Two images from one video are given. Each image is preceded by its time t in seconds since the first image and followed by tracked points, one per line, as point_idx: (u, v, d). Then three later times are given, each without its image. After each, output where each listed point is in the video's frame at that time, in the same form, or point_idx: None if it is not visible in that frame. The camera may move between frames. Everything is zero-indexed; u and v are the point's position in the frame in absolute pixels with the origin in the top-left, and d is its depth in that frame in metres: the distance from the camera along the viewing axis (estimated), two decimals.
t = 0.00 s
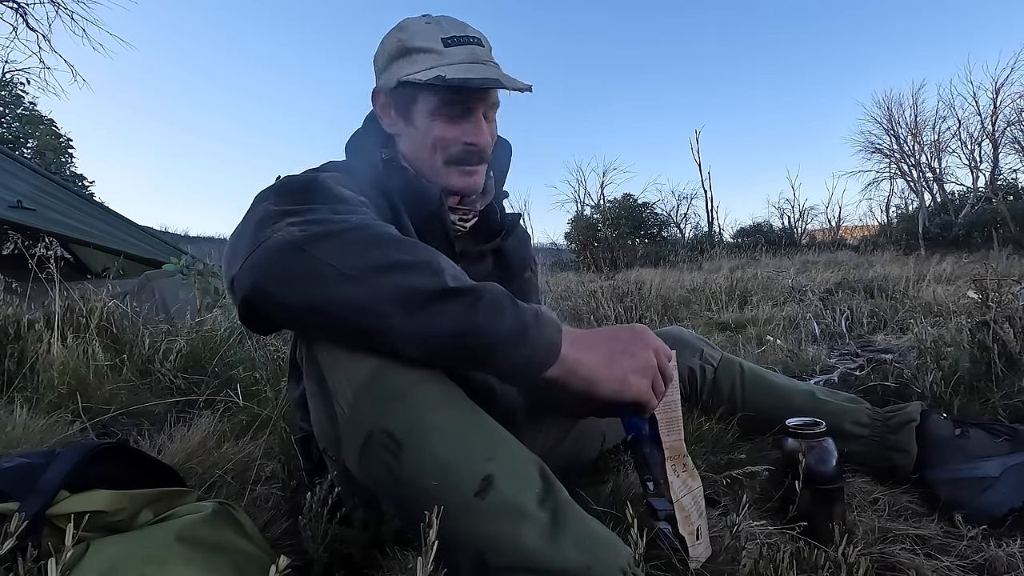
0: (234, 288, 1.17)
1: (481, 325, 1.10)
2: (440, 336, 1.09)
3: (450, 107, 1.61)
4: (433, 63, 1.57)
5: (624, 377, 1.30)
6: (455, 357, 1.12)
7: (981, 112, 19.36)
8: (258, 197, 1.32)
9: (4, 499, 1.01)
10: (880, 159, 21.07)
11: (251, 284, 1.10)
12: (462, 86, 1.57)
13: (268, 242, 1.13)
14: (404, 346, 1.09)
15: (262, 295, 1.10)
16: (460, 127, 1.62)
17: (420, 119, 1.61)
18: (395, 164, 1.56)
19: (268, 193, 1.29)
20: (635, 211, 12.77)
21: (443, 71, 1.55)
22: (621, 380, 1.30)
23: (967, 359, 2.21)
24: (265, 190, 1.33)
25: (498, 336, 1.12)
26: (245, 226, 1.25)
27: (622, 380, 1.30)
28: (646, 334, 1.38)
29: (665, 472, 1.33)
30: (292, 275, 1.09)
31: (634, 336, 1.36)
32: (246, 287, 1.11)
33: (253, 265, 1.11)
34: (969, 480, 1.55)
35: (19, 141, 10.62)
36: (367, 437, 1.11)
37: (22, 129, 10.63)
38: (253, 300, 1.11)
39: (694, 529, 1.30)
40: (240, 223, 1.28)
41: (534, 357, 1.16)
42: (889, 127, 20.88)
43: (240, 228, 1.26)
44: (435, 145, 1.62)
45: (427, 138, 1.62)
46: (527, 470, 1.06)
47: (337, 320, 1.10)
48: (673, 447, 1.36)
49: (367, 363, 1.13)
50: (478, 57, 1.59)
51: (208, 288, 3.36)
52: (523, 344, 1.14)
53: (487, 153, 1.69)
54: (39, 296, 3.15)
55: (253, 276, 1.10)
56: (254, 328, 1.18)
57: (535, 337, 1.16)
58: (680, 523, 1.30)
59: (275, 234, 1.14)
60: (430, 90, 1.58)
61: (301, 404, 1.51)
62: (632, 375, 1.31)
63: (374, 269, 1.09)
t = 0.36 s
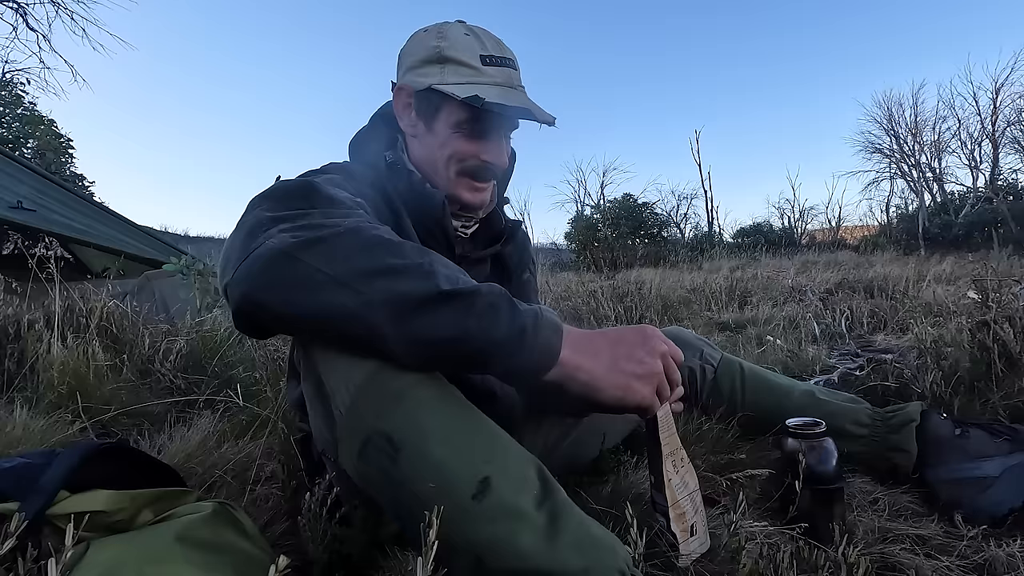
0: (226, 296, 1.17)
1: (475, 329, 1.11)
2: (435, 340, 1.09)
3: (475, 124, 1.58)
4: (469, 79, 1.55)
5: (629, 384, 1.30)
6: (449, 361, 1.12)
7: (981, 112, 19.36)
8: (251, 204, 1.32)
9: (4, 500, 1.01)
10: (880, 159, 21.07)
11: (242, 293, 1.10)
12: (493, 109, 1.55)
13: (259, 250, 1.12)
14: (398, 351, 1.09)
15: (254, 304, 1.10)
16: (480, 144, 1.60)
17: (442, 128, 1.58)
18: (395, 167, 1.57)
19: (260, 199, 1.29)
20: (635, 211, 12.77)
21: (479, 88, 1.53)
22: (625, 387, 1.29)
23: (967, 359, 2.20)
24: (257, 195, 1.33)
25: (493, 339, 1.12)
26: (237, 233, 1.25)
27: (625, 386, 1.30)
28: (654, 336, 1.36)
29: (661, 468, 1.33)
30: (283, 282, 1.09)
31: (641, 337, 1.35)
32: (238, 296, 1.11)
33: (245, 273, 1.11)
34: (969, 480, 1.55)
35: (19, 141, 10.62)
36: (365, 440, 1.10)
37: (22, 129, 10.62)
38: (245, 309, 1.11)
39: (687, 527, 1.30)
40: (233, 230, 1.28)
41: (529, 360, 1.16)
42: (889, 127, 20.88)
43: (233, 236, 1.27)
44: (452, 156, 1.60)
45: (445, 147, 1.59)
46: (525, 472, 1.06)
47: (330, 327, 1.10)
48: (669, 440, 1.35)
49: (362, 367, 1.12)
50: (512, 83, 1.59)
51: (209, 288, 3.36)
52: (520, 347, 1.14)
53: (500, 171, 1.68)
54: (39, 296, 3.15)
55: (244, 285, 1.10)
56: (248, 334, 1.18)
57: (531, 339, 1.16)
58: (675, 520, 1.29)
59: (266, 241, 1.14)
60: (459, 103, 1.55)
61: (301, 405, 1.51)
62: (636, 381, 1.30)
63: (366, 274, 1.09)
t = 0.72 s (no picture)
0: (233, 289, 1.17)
1: (478, 327, 1.11)
2: (439, 338, 1.09)
3: (490, 124, 1.59)
4: (487, 79, 1.55)
5: (628, 386, 1.30)
6: (452, 360, 1.12)
7: (981, 112, 19.36)
8: (258, 199, 1.32)
9: (4, 500, 1.01)
10: (880, 159, 21.07)
11: (250, 286, 1.10)
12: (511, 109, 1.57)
13: (267, 243, 1.13)
14: (402, 348, 1.09)
15: (260, 297, 1.10)
16: (494, 144, 1.61)
17: (457, 127, 1.59)
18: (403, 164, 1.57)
19: (268, 194, 1.30)
20: (635, 211, 12.77)
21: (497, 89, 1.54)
22: (624, 390, 1.30)
23: (967, 359, 2.20)
24: (264, 190, 1.34)
25: (497, 338, 1.12)
26: (244, 228, 1.26)
27: (624, 389, 1.30)
28: (653, 339, 1.37)
29: (655, 468, 1.34)
30: (291, 276, 1.09)
31: (640, 340, 1.35)
32: (245, 288, 1.11)
33: (253, 267, 1.11)
34: (968, 480, 1.55)
35: (19, 141, 10.61)
36: (367, 439, 1.11)
37: (21, 130, 10.62)
38: (251, 302, 1.11)
39: (681, 527, 1.28)
40: (240, 225, 1.29)
41: (531, 359, 1.16)
42: (889, 127, 20.89)
43: (240, 230, 1.27)
44: (465, 155, 1.60)
45: (459, 146, 1.60)
46: (526, 471, 1.06)
47: (335, 322, 1.10)
48: (663, 441, 1.35)
49: (366, 364, 1.12)
50: (527, 85, 1.61)
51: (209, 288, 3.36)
52: (523, 347, 1.15)
53: (510, 171, 1.69)
54: (39, 296, 3.14)
55: (251, 278, 1.10)
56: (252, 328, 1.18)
57: (533, 339, 1.16)
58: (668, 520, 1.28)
59: (274, 235, 1.14)
60: (475, 103, 1.56)
61: (301, 404, 1.51)
62: (635, 384, 1.31)
63: (373, 270, 1.09)
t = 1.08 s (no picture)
0: (239, 282, 1.17)
1: (483, 323, 1.11)
2: (444, 334, 1.09)
3: (488, 111, 1.61)
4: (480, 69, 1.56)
5: (630, 382, 1.30)
6: (457, 356, 1.12)
7: (981, 112, 19.37)
8: (263, 195, 1.32)
9: (4, 500, 1.01)
10: (880, 159, 21.08)
11: (257, 279, 1.10)
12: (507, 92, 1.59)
13: (275, 237, 1.13)
14: (407, 345, 1.10)
15: (266, 290, 1.10)
16: (493, 131, 1.63)
17: (456, 120, 1.60)
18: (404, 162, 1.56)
19: (274, 190, 1.30)
20: (636, 211, 12.77)
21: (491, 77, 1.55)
22: (626, 385, 1.30)
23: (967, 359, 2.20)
24: (270, 186, 1.34)
25: (501, 335, 1.12)
26: (250, 223, 1.26)
27: (627, 385, 1.30)
28: (653, 336, 1.37)
29: (655, 472, 1.35)
30: (298, 270, 1.09)
31: (641, 336, 1.35)
32: (251, 282, 1.11)
33: (260, 260, 1.11)
34: (968, 480, 1.55)
35: (19, 141, 10.61)
36: (369, 436, 1.11)
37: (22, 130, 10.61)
38: (257, 296, 1.11)
39: (683, 530, 1.29)
40: (246, 219, 1.29)
41: (534, 357, 1.16)
42: (889, 127, 20.89)
43: (245, 226, 1.27)
44: (467, 145, 1.62)
45: (460, 137, 1.61)
46: (528, 470, 1.06)
47: (340, 317, 1.10)
48: (663, 443, 1.36)
49: (369, 360, 1.13)
50: (517, 69, 1.62)
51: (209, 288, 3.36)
52: (527, 345, 1.15)
53: (511, 158, 1.71)
54: (39, 296, 3.14)
55: (258, 271, 1.10)
56: (256, 323, 1.18)
57: (537, 337, 1.16)
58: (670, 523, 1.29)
59: (281, 229, 1.14)
60: (472, 92, 1.58)
61: (301, 404, 1.51)
62: (637, 378, 1.31)
63: (380, 265, 1.10)
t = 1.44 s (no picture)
0: (238, 283, 1.17)
1: (482, 323, 1.11)
2: (443, 334, 1.09)
3: (476, 111, 1.61)
4: (467, 68, 1.56)
5: (625, 386, 1.30)
6: (456, 355, 1.12)
7: (981, 112, 19.38)
8: (262, 195, 1.32)
9: (4, 500, 1.01)
10: (880, 159, 21.08)
11: (257, 279, 1.10)
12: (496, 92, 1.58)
13: (274, 237, 1.13)
14: (407, 344, 1.10)
15: (266, 291, 1.10)
16: (483, 132, 1.62)
17: (445, 119, 1.60)
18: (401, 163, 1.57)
19: (273, 190, 1.30)
20: (636, 211, 12.78)
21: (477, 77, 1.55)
22: (621, 389, 1.29)
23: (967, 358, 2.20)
24: (268, 187, 1.34)
25: (499, 334, 1.12)
26: (250, 223, 1.26)
27: (622, 388, 1.30)
28: (653, 339, 1.36)
29: (656, 473, 1.36)
30: (298, 270, 1.09)
31: (640, 340, 1.35)
32: (251, 282, 1.11)
33: (260, 261, 1.11)
34: (968, 480, 1.55)
35: (19, 141, 10.60)
36: (368, 437, 1.11)
37: (22, 130, 10.61)
38: (257, 296, 1.11)
39: (686, 529, 1.28)
40: (245, 220, 1.29)
41: (533, 356, 1.16)
42: (889, 127, 20.90)
43: (244, 227, 1.27)
44: (456, 145, 1.61)
45: (448, 137, 1.61)
46: (527, 470, 1.06)
47: (340, 317, 1.10)
48: (663, 443, 1.36)
49: (367, 361, 1.13)
50: (507, 69, 1.61)
51: (208, 288, 3.35)
52: (526, 344, 1.15)
53: (501, 158, 1.70)
54: (39, 296, 3.15)
55: (258, 272, 1.10)
56: (255, 323, 1.18)
57: (536, 337, 1.16)
58: (674, 524, 1.29)
59: (281, 230, 1.14)
60: (460, 92, 1.57)
61: (301, 404, 1.51)
62: (632, 382, 1.30)
63: (379, 265, 1.10)
